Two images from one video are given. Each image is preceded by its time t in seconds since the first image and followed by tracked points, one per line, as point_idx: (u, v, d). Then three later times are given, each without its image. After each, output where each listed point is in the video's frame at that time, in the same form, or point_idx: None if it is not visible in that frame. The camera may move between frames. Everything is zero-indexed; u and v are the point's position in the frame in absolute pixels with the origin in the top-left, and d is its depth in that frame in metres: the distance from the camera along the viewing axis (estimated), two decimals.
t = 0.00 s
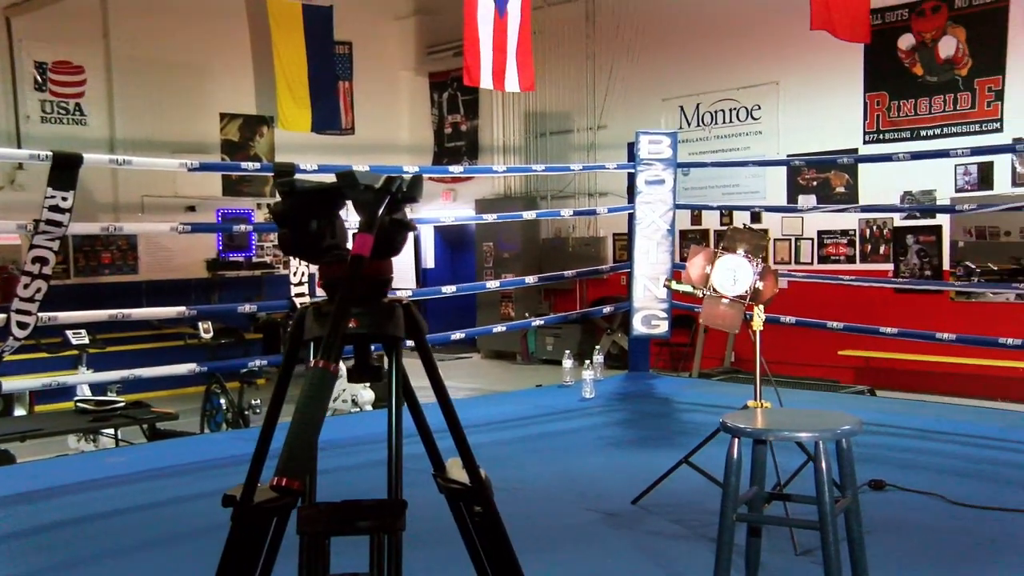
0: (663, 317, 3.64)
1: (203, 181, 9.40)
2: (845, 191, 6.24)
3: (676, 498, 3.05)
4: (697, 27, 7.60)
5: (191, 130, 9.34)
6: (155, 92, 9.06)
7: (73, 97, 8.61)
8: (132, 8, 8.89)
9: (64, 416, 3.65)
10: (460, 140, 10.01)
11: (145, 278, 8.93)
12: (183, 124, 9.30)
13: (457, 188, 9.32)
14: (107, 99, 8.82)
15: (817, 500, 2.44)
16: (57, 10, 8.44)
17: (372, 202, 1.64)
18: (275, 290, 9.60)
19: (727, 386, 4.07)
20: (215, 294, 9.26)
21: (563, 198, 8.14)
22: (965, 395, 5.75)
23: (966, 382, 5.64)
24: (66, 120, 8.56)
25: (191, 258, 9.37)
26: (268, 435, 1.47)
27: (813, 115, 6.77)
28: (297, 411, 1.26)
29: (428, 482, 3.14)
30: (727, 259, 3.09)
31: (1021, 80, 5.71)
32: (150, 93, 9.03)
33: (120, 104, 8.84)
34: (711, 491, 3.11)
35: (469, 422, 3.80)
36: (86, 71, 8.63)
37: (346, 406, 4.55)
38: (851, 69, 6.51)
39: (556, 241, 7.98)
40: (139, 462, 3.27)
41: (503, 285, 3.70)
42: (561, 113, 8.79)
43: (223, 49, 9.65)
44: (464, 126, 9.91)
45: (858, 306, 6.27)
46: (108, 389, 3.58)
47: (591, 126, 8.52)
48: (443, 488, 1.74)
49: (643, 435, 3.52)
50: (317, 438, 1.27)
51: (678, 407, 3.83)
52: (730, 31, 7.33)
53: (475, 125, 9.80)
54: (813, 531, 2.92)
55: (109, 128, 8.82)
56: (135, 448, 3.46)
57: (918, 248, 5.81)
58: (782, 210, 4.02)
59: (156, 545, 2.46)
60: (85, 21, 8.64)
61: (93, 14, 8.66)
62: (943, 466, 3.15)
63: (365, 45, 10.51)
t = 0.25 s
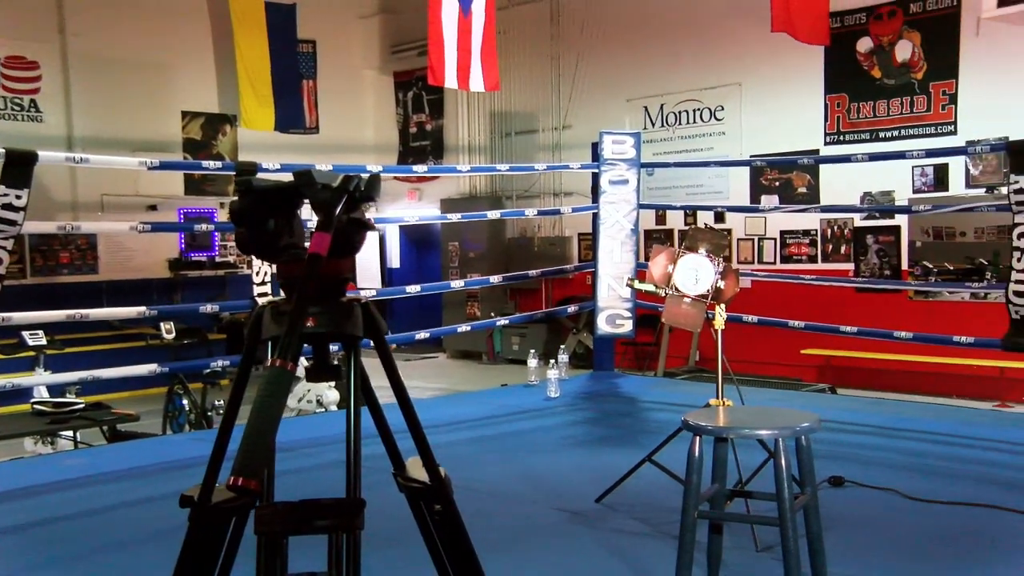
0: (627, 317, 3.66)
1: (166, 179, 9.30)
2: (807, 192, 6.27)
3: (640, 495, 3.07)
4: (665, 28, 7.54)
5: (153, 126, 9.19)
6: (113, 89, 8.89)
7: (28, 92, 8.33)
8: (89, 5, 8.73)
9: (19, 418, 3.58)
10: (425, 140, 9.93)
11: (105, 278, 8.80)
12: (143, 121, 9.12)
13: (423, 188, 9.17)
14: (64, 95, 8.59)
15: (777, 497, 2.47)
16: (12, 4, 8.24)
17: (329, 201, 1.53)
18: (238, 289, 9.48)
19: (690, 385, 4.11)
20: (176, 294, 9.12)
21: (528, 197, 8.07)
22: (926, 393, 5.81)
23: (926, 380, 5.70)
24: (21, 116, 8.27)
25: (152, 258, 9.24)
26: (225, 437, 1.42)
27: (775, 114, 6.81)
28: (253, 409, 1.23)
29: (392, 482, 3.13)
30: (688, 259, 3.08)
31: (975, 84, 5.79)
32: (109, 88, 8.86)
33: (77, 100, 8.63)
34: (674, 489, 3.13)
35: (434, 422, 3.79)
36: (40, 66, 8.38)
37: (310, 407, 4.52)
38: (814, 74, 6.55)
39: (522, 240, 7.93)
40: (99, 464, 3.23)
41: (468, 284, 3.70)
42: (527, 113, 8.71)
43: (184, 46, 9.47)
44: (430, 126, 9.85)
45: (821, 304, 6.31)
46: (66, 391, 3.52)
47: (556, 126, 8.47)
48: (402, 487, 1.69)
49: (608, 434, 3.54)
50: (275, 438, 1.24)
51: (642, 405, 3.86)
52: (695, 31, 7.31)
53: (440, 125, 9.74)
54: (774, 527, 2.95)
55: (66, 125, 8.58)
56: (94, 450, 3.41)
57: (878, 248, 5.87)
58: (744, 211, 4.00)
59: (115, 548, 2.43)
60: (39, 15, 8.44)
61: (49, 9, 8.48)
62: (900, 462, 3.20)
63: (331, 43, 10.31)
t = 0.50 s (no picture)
0: (610, 317, 3.65)
1: (146, 184, 9.26)
2: (788, 191, 6.31)
3: (623, 494, 3.08)
4: (649, 27, 7.49)
5: (133, 129, 9.14)
6: (91, 91, 8.83)
7: (4, 96, 8.30)
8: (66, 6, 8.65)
9: None
10: (408, 142, 9.81)
11: (85, 282, 8.77)
12: (122, 124, 9.07)
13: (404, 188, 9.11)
14: (41, 98, 8.53)
15: (758, 494, 2.47)
16: None
17: (306, 202, 1.46)
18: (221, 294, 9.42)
19: (673, 384, 4.12)
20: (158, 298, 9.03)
21: (510, 198, 8.00)
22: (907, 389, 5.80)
23: (906, 377, 5.69)
24: None
25: (133, 262, 9.19)
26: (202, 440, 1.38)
27: (757, 113, 6.79)
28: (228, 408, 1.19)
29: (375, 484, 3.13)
30: (669, 258, 3.10)
31: (951, 83, 5.81)
32: (88, 90, 8.80)
33: (54, 102, 8.58)
34: (656, 487, 3.14)
35: (417, 423, 3.79)
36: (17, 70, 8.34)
37: (293, 410, 4.51)
38: (796, 74, 6.52)
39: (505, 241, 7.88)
40: (79, 469, 3.21)
41: (451, 285, 3.71)
42: (510, 115, 8.65)
43: (163, 48, 9.38)
44: (411, 127, 9.72)
45: (802, 302, 6.31)
46: (45, 396, 3.50)
47: (538, 127, 8.41)
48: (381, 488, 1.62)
49: (591, 434, 3.54)
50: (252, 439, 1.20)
51: (625, 405, 3.87)
52: (675, 31, 7.29)
53: (422, 127, 9.62)
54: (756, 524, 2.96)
55: (44, 128, 8.55)
56: (74, 455, 3.39)
57: (859, 245, 5.90)
58: (725, 210, 3.91)
59: (94, 553, 2.42)
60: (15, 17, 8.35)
61: (25, 11, 8.39)
62: (880, 458, 3.22)
63: (311, 45, 10.23)
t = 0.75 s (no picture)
0: (592, 317, 3.63)
1: (126, 185, 9.20)
2: (768, 191, 6.30)
3: (604, 494, 3.08)
4: (632, 26, 7.44)
5: (112, 129, 9.02)
6: (69, 90, 8.71)
7: None
8: (43, 6, 8.56)
9: None
10: (389, 142, 9.73)
11: (63, 284, 8.69)
12: (100, 124, 8.95)
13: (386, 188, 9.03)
14: (17, 98, 8.40)
15: (739, 492, 2.48)
16: None
17: (281, 201, 1.43)
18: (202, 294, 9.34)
19: (655, 383, 4.13)
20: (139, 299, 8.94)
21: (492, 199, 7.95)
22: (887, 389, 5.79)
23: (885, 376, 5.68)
24: None
25: (113, 264, 9.12)
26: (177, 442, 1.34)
27: (737, 110, 6.76)
28: (204, 407, 1.15)
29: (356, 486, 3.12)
30: (650, 257, 3.10)
31: (930, 82, 5.83)
32: (66, 90, 8.68)
33: (31, 102, 8.45)
34: (638, 487, 3.15)
35: (399, 424, 3.79)
36: None
37: (275, 412, 4.48)
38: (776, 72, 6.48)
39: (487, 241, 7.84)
40: (58, 473, 3.18)
41: (433, 285, 3.70)
42: (492, 115, 8.59)
43: (142, 47, 9.29)
44: (393, 127, 9.67)
45: (783, 303, 6.30)
46: (24, 399, 3.47)
47: (520, 127, 8.34)
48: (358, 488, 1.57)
49: (573, 434, 3.55)
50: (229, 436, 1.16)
51: (607, 404, 3.88)
52: (657, 32, 7.25)
53: (404, 126, 9.54)
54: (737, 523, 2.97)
55: (20, 128, 8.42)
56: (52, 459, 3.36)
57: (839, 245, 5.86)
58: (706, 209, 3.83)
59: (72, 557, 2.40)
60: None
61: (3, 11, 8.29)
62: (860, 456, 3.24)
63: (292, 45, 10.12)
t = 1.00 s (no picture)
0: (559, 317, 3.64)
1: (90, 181, 9.06)
2: (736, 192, 6.26)
3: (569, 492, 3.10)
4: (605, 24, 7.28)
5: (76, 124, 8.70)
6: (30, 83, 8.38)
7: None
8: None
9: None
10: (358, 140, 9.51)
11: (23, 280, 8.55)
12: (63, 119, 8.63)
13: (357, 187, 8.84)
14: None
15: (701, 492, 2.50)
16: None
17: (246, 198, 1.35)
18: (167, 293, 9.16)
19: (622, 382, 4.16)
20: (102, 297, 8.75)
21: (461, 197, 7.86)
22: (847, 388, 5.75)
23: (844, 375, 5.63)
24: None
25: (77, 261, 8.98)
26: (136, 444, 1.27)
27: (705, 110, 6.68)
28: (164, 407, 1.11)
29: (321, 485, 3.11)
30: (617, 256, 3.13)
31: (895, 84, 5.74)
32: (27, 83, 8.36)
33: None
34: (603, 485, 3.17)
35: (366, 423, 3.77)
36: None
37: (241, 410, 4.45)
38: (743, 73, 6.42)
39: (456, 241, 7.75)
40: (16, 472, 3.14)
41: (400, 284, 3.69)
42: (461, 115, 8.40)
43: (105, 41, 9.00)
44: (362, 125, 9.41)
45: (749, 302, 6.27)
46: None
47: (490, 126, 8.17)
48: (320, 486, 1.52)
49: (539, 433, 3.56)
50: (189, 436, 1.12)
51: (573, 403, 3.90)
52: (627, 31, 7.12)
53: (373, 125, 9.32)
54: (700, 522, 3.00)
55: None
56: (11, 458, 3.32)
57: (805, 247, 5.90)
58: (674, 210, 3.79)
59: (29, 557, 2.37)
60: None
61: None
62: (822, 455, 3.28)
63: (260, 41, 9.88)
